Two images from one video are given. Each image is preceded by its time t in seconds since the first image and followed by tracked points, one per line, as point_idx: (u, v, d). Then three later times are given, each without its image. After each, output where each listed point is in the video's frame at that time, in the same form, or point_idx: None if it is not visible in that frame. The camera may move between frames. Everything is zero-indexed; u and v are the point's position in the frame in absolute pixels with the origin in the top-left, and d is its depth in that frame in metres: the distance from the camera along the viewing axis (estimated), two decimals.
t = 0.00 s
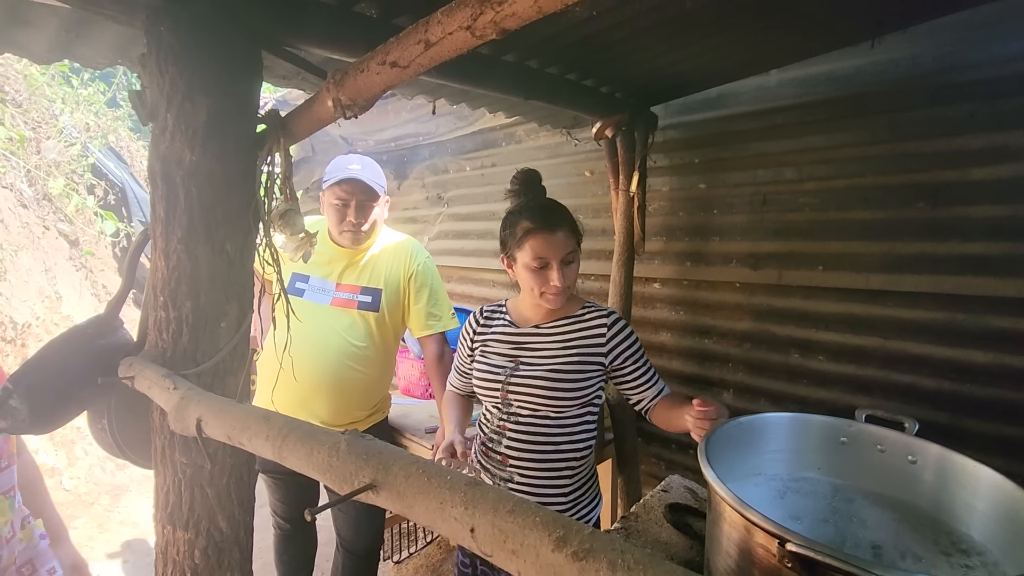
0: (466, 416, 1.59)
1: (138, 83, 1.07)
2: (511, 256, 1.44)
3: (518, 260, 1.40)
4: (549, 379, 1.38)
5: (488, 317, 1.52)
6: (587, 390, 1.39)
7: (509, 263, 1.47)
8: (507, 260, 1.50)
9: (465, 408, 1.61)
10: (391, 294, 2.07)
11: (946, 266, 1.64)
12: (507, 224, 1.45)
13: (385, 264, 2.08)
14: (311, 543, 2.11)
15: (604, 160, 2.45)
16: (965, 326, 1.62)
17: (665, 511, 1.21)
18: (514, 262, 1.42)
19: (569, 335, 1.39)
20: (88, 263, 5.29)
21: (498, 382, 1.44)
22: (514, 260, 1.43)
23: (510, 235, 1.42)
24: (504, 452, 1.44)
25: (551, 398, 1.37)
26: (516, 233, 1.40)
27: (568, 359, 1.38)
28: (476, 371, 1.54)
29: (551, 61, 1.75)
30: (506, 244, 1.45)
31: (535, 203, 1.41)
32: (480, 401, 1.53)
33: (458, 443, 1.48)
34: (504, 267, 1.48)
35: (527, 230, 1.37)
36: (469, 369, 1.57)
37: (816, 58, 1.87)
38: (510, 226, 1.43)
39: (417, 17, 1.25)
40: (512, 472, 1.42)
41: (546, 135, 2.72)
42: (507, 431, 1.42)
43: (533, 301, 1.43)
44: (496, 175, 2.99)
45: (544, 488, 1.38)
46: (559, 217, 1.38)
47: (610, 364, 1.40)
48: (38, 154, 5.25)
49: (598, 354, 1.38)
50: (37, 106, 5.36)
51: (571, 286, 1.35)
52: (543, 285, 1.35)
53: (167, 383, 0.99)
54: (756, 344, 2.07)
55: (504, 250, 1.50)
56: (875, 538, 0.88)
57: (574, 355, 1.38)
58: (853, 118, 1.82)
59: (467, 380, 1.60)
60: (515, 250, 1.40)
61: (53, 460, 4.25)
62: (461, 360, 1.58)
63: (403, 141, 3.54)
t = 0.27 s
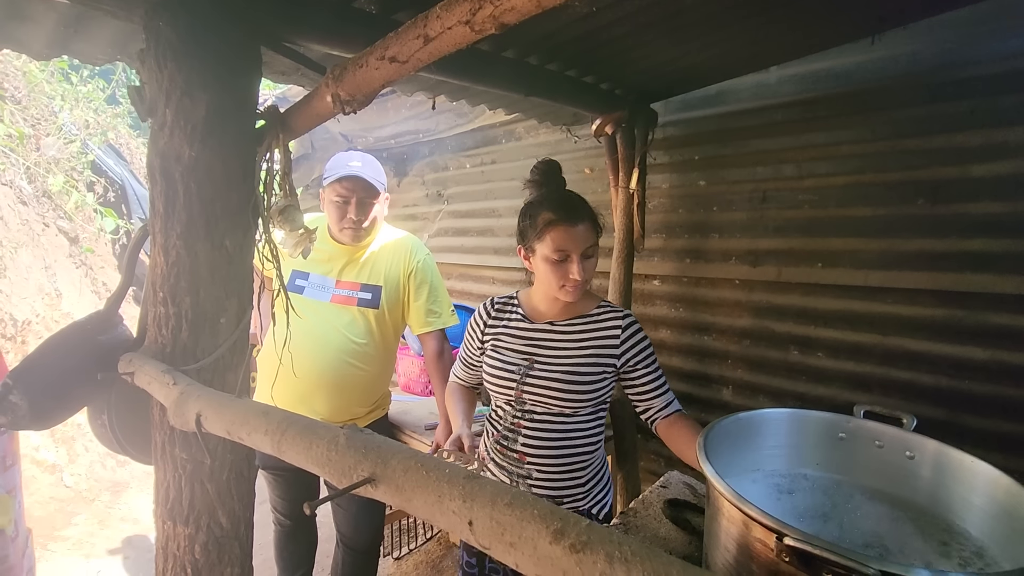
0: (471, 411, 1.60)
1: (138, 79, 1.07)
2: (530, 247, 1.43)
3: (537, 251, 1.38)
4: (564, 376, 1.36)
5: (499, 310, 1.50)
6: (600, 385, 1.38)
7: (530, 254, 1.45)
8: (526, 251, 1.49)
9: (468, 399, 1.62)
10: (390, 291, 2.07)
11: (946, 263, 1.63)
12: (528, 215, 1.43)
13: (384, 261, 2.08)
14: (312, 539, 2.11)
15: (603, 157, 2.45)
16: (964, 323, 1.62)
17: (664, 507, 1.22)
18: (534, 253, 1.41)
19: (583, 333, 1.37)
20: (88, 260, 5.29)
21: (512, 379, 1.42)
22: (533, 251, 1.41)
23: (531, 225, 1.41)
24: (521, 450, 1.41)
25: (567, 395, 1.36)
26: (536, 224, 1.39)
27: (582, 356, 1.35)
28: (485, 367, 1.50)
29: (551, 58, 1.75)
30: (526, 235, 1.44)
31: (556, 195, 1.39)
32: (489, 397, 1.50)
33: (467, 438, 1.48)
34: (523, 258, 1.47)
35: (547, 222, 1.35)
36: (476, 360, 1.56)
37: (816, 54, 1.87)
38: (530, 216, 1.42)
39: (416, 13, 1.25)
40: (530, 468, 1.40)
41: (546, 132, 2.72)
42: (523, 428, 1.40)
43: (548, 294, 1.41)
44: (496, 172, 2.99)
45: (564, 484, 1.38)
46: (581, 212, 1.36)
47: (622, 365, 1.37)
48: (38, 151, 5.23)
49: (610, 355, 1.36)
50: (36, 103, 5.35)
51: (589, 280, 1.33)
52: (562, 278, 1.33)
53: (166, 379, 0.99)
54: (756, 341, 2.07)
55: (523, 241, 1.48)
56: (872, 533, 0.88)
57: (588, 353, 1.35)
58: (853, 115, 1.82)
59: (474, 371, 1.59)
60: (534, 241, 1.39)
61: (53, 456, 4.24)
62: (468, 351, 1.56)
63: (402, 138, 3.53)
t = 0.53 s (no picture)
0: (477, 408, 1.60)
1: (136, 78, 1.07)
2: (543, 242, 1.42)
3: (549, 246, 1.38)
4: (576, 375, 1.37)
5: (508, 305, 1.48)
6: (608, 385, 1.39)
7: (542, 248, 1.45)
8: (537, 245, 1.48)
9: (474, 392, 1.64)
10: (390, 290, 2.07)
11: (945, 262, 1.63)
12: (541, 210, 1.43)
13: (384, 259, 2.08)
14: (311, 537, 2.12)
15: (603, 156, 2.45)
16: (963, 322, 1.62)
17: (663, 505, 1.22)
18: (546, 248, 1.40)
19: (596, 331, 1.37)
20: (88, 259, 5.28)
21: (523, 376, 1.42)
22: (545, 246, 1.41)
23: (544, 220, 1.40)
24: (532, 448, 1.42)
25: (579, 393, 1.37)
26: (549, 219, 1.38)
27: (595, 355, 1.36)
28: (494, 364, 1.49)
29: (550, 57, 1.75)
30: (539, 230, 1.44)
31: (570, 190, 1.39)
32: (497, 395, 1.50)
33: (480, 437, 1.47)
34: (535, 252, 1.46)
35: (560, 218, 1.34)
36: (481, 355, 1.56)
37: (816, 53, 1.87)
38: (544, 211, 1.41)
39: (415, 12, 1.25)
40: (541, 465, 1.41)
41: (546, 131, 2.72)
42: (534, 426, 1.40)
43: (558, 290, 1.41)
44: (495, 171, 2.99)
45: (574, 479, 1.40)
46: (594, 204, 1.36)
47: (631, 364, 1.37)
48: (37, 149, 5.22)
49: (620, 354, 1.36)
50: (35, 101, 5.33)
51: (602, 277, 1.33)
52: (574, 274, 1.33)
53: (166, 377, 0.99)
54: (755, 339, 2.07)
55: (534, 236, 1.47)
56: (869, 531, 0.88)
57: (600, 351, 1.36)
58: (853, 114, 1.82)
59: (480, 365, 1.59)
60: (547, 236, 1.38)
61: (53, 455, 4.18)
62: (474, 346, 1.56)
63: (402, 137, 3.53)
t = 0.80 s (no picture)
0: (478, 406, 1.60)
1: (139, 78, 1.07)
2: (546, 242, 1.42)
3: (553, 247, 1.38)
4: (578, 373, 1.37)
5: (509, 305, 1.48)
6: (610, 383, 1.39)
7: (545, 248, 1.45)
8: (539, 245, 1.48)
9: (473, 393, 1.63)
10: (390, 289, 2.07)
11: (947, 261, 1.63)
12: (544, 210, 1.43)
13: (385, 258, 2.08)
14: (313, 536, 2.12)
15: (604, 155, 2.45)
16: (965, 321, 1.62)
17: (665, 504, 1.22)
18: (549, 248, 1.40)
19: (596, 330, 1.37)
20: (89, 257, 5.30)
21: (525, 376, 1.42)
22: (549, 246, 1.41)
23: (547, 221, 1.40)
24: (535, 447, 1.42)
25: (581, 392, 1.37)
26: (552, 220, 1.38)
27: (596, 353, 1.36)
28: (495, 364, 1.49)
29: (552, 56, 1.75)
30: (542, 230, 1.44)
31: (573, 191, 1.38)
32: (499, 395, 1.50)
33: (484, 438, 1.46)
34: (537, 251, 1.46)
35: (563, 219, 1.34)
36: (482, 355, 1.56)
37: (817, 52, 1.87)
38: (547, 212, 1.41)
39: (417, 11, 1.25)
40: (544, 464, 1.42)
41: (547, 130, 2.72)
42: (537, 426, 1.40)
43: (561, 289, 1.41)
44: (496, 170, 2.99)
45: (578, 477, 1.40)
46: (597, 205, 1.36)
47: (632, 363, 1.37)
48: (38, 149, 5.23)
49: (620, 353, 1.36)
50: (37, 100, 5.34)
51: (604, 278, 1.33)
52: (577, 275, 1.33)
53: (169, 377, 0.99)
54: (756, 338, 2.07)
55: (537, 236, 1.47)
56: (872, 530, 0.88)
57: (601, 349, 1.36)
58: (855, 113, 1.81)
59: (480, 367, 1.59)
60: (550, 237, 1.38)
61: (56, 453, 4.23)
62: (475, 346, 1.56)
63: (403, 136, 3.53)
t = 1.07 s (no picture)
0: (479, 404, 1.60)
1: (141, 77, 1.08)
2: (543, 242, 1.43)
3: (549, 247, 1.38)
4: (578, 371, 1.37)
5: (511, 305, 1.49)
6: (610, 381, 1.39)
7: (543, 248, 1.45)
8: (538, 246, 1.48)
9: (476, 393, 1.62)
10: (391, 288, 2.07)
11: (946, 260, 1.64)
12: (541, 210, 1.43)
13: (384, 258, 2.08)
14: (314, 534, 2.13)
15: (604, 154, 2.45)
16: (964, 320, 1.62)
17: (664, 501, 1.23)
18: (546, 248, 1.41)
19: (597, 329, 1.38)
20: (89, 257, 5.30)
21: (525, 374, 1.42)
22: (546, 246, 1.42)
23: (543, 221, 1.41)
24: (535, 445, 1.43)
25: (581, 390, 1.37)
26: (548, 220, 1.39)
27: (596, 351, 1.37)
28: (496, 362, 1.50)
29: (552, 55, 1.75)
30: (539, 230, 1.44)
31: (569, 191, 1.39)
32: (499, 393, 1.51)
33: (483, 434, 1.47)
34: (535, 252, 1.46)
35: (558, 219, 1.35)
36: (484, 355, 1.57)
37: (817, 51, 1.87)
38: (543, 212, 1.42)
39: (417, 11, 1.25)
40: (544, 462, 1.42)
41: (547, 129, 2.72)
42: (537, 424, 1.41)
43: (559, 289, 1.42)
44: (496, 169, 2.99)
45: (579, 476, 1.40)
46: (593, 205, 1.36)
47: (631, 361, 1.38)
48: (38, 148, 5.23)
49: (620, 351, 1.36)
50: (37, 99, 5.34)
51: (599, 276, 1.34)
52: (573, 273, 1.33)
53: (171, 376, 1.00)
54: (755, 337, 2.08)
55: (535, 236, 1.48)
56: (871, 528, 0.89)
57: (602, 347, 1.37)
58: (854, 112, 1.82)
59: (481, 366, 1.59)
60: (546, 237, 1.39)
61: (56, 452, 4.23)
62: (477, 346, 1.56)
63: (403, 135, 3.54)
